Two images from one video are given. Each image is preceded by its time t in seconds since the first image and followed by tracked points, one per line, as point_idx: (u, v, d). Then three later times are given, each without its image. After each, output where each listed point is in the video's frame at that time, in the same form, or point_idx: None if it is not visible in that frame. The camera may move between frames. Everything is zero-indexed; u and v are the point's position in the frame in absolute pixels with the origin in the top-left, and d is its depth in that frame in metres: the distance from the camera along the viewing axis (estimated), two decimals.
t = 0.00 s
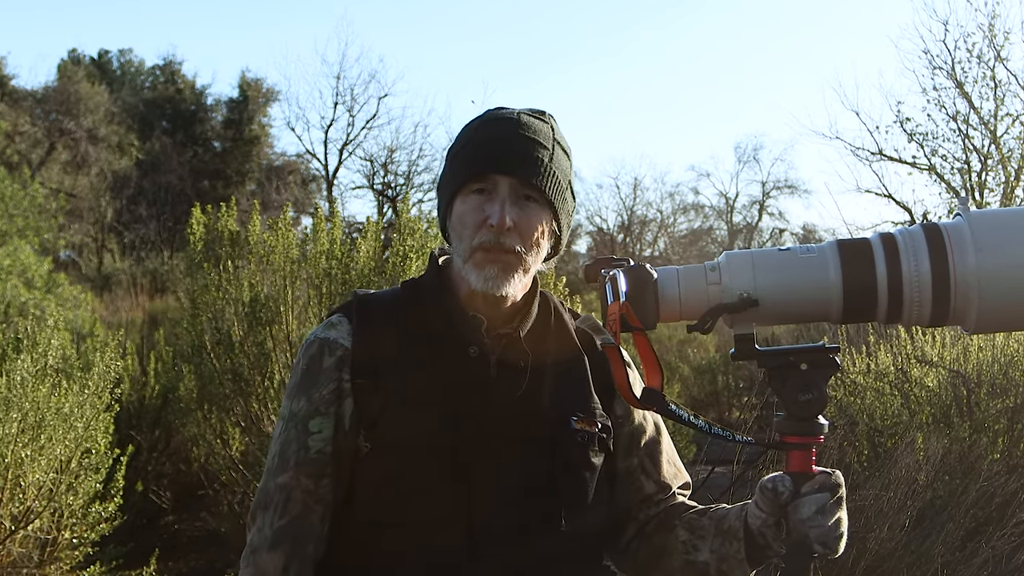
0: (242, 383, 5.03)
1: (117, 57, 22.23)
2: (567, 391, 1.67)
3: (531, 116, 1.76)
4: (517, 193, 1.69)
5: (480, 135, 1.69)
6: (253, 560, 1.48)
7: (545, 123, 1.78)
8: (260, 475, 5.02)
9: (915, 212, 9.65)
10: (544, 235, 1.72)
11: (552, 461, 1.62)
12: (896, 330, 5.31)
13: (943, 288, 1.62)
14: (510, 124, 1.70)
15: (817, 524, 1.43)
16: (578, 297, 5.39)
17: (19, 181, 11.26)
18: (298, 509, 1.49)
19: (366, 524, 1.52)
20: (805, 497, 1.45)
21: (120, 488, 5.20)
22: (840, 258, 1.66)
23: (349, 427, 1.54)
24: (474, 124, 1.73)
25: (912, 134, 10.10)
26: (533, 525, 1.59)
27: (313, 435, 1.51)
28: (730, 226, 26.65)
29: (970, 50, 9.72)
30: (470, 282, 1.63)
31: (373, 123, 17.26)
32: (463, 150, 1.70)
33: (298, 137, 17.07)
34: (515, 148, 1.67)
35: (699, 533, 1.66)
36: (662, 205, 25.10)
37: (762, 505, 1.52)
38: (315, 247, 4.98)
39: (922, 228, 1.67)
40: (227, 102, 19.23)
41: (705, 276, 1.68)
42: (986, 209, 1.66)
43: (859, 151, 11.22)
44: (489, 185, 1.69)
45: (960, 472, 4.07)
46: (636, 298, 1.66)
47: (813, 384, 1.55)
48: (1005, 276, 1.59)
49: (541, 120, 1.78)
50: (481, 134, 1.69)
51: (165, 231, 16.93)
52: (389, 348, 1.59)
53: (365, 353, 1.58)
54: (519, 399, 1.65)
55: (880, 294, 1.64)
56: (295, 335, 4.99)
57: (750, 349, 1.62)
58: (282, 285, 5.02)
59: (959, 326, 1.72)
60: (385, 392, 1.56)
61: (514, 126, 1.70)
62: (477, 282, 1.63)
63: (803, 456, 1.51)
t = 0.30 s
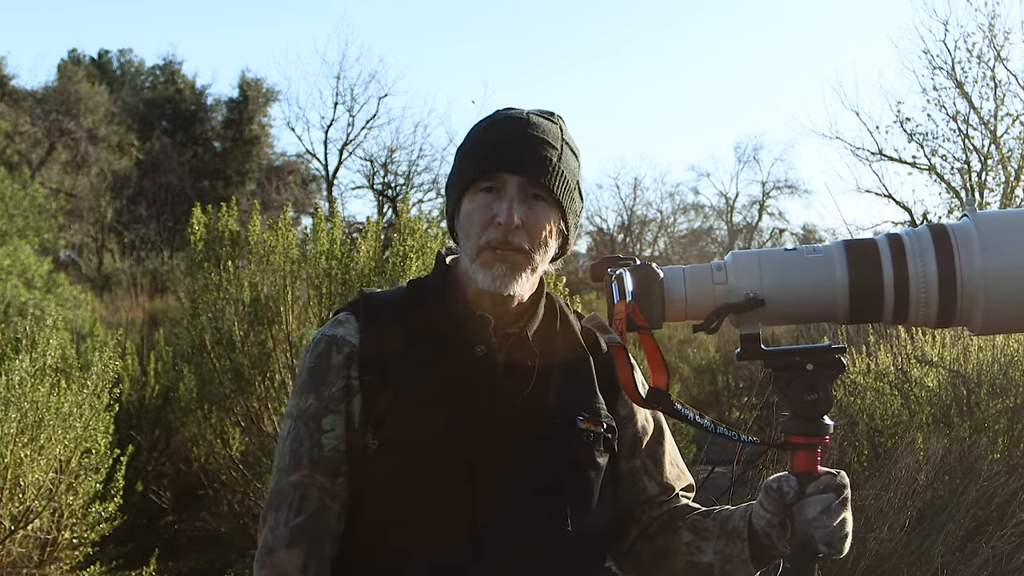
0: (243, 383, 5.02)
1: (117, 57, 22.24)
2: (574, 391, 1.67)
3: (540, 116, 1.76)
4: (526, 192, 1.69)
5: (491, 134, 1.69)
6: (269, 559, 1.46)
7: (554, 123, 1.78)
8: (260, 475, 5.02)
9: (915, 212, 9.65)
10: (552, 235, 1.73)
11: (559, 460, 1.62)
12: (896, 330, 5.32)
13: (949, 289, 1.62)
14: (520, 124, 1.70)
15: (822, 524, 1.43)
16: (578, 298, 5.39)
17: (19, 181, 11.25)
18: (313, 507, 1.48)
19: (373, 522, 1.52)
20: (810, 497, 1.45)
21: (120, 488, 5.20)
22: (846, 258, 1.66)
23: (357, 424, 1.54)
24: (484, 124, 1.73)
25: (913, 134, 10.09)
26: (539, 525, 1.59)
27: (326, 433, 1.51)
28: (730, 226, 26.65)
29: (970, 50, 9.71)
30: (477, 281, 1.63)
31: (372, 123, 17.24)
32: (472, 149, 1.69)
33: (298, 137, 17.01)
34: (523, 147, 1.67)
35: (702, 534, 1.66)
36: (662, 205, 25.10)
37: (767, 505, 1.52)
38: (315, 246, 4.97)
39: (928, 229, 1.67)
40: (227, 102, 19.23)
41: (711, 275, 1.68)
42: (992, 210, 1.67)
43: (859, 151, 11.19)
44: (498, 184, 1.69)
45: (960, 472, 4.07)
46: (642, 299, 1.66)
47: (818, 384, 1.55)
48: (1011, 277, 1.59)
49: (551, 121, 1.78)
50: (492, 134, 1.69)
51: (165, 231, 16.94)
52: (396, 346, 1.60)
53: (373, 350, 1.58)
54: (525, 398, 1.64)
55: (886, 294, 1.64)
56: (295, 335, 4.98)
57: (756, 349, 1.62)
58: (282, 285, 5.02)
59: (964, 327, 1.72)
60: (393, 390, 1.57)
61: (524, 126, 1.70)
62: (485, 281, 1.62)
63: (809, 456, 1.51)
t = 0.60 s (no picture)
0: (243, 383, 5.01)
1: (117, 57, 22.23)
2: (577, 388, 1.67)
3: (540, 113, 1.78)
4: (536, 184, 1.71)
5: (498, 129, 1.70)
6: (272, 557, 1.47)
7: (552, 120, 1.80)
8: (260, 475, 5.02)
9: (916, 212, 9.64)
10: (562, 226, 1.74)
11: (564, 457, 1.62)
12: (896, 330, 5.32)
13: (948, 289, 1.62)
14: (525, 119, 1.72)
15: (822, 524, 1.43)
16: (578, 298, 5.39)
17: (19, 181, 11.24)
18: (315, 506, 1.48)
19: (377, 521, 1.52)
20: (809, 497, 1.45)
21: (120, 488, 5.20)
22: (846, 258, 1.66)
23: (361, 424, 1.54)
24: (487, 121, 1.75)
25: (913, 134, 10.08)
26: (543, 523, 1.58)
27: (329, 432, 1.51)
28: (730, 226, 26.63)
29: (971, 50, 9.71)
30: (493, 275, 1.63)
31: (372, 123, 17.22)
32: (479, 144, 1.70)
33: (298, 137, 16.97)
34: (527, 139, 1.68)
35: (704, 532, 1.65)
36: (662, 205, 25.07)
37: (767, 505, 1.52)
38: (315, 247, 4.97)
39: (928, 229, 1.67)
40: (227, 101, 19.24)
41: (711, 275, 1.68)
42: (992, 210, 1.66)
43: (859, 151, 11.18)
44: (510, 178, 1.70)
45: (961, 472, 4.07)
46: (642, 297, 1.66)
47: (818, 384, 1.55)
48: (1011, 278, 1.59)
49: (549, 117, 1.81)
50: (499, 129, 1.70)
51: (165, 231, 16.94)
52: (399, 345, 1.60)
53: (376, 350, 1.58)
54: (529, 395, 1.64)
55: (886, 295, 1.64)
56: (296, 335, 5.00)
57: (756, 349, 1.62)
58: (283, 285, 5.03)
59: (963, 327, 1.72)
60: (397, 389, 1.57)
61: (529, 121, 1.72)
62: (502, 275, 1.62)
63: (809, 456, 1.51)
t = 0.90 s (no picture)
0: (242, 383, 4.99)
1: (117, 57, 22.25)
2: (574, 383, 1.69)
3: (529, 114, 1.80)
4: (526, 183, 1.73)
5: (488, 130, 1.72)
6: (274, 546, 1.46)
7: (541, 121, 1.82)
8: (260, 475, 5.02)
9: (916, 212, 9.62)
10: (551, 225, 1.76)
11: (564, 451, 1.62)
12: (896, 330, 5.31)
13: (939, 289, 1.62)
14: (515, 119, 1.74)
15: (814, 524, 1.43)
16: (578, 298, 5.39)
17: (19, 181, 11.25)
18: (317, 500, 1.48)
19: (380, 517, 1.53)
20: (802, 496, 1.45)
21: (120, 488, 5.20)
22: (837, 258, 1.65)
23: (360, 421, 1.54)
24: (477, 121, 1.76)
25: (913, 134, 10.07)
26: (546, 516, 1.58)
27: (327, 430, 1.50)
28: (730, 227, 26.60)
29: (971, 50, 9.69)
30: (484, 275, 1.64)
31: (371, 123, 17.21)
32: (470, 144, 1.72)
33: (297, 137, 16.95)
34: (517, 137, 1.70)
35: (699, 529, 1.65)
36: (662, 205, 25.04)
37: (760, 504, 1.52)
38: (315, 247, 4.97)
39: (919, 229, 1.67)
40: (227, 101, 19.27)
41: (702, 276, 1.68)
42: (982, 209, 1.66)
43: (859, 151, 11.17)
44: (500, 177, 1.72)
45: (961, 472, 4.06)
46: (633, 297, 1.66)
47: (810, 385, 1.55)
48: (1001, 277, 1.59)
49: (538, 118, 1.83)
50: (489, 129, 1.72)
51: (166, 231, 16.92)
52: (396, 342, 1.60)
53: (372, 347, 1.57)
54: (527, 390, 1.65)
55: (877, 294, 1.64)
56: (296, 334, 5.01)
57: (748, 350, 1.62)
58: (282, 285, 5.03)
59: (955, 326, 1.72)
60: (395, 386, 1.57)
61: (519, 121, 1.74)
62: (492, 275, 1.64)
63: (801, 456, 1.51)
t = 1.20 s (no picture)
0: (242, 383, 5.00)
1: (117, 57, 22.26)
2: (568, 382, 1.70)
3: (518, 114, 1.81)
4: (515, 183, 1.74)
5: (476, 130, 1.73)
6: (271, 536, 1.46)
7: (531, 121, 1.83)
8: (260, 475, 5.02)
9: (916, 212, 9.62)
10: (541, 224, 1.77)
11: (559, 450, 1.63)
12: (896, 330, 5.31)
13: (933, 287, 1.62)
14: (503, 119, 1.74)
15: (810, 523, 1.43)
16: (578, 298, 5.38)
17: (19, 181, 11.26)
18: (312, 498, 1.48)
19: (377, 516, 1.53)
20: (798, 496, 1.45)
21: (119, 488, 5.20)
22: (831, 258, 1.66)
23: (355, 422, 1.54)
24: (466, 122, 1.77)
25: (913, 134, 10.07)
26: (542, 515, 1.59)
27: (321, 430, 1.50)
28: (730, 227, 26.58)
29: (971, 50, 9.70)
30: (474, 277, 1.65)
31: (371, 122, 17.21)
32: (459, 145, 1.72)
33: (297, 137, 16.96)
34: (505, 137, 1.71)
35: (694, 528, 1.65)
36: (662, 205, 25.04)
37: (756, 503, 1.52)
38: (315, 247, 4.97)
39: (913, 228, 1.67)
40: (227, 101, 19.27)
41: (696, 276, 1.68)
42: (976, 208, 1.66)
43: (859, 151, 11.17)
44: (488, 178, 1.72)
45: (960, 472, 4.05)
46: (628, 299, 1.66)
47: (805, 384, 1.55)
48: (995, 275, 1.59)
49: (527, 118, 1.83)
50: (477, 130, 1.73)
51: (166, 232, 16.90)
52: (390, 343, 1.60)
53: (365, 348, 1.57)
54: (521, 390, 1.65)
55: (871, 294, 1.64)
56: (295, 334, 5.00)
57: (742, 349, 1.62)
58: (282, 285, 5.03)
59: (951, 324, 1.72)
60: (389, 387, 1.56)
61: (507, 121, 1.74)
62: (483, 277, 1.65)
63: (797, 455, 1.50)
